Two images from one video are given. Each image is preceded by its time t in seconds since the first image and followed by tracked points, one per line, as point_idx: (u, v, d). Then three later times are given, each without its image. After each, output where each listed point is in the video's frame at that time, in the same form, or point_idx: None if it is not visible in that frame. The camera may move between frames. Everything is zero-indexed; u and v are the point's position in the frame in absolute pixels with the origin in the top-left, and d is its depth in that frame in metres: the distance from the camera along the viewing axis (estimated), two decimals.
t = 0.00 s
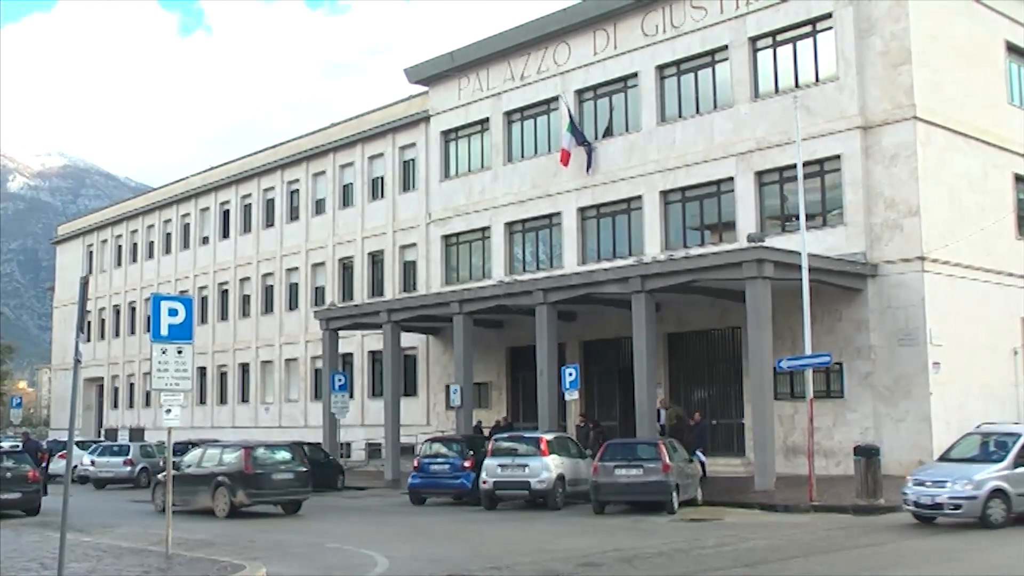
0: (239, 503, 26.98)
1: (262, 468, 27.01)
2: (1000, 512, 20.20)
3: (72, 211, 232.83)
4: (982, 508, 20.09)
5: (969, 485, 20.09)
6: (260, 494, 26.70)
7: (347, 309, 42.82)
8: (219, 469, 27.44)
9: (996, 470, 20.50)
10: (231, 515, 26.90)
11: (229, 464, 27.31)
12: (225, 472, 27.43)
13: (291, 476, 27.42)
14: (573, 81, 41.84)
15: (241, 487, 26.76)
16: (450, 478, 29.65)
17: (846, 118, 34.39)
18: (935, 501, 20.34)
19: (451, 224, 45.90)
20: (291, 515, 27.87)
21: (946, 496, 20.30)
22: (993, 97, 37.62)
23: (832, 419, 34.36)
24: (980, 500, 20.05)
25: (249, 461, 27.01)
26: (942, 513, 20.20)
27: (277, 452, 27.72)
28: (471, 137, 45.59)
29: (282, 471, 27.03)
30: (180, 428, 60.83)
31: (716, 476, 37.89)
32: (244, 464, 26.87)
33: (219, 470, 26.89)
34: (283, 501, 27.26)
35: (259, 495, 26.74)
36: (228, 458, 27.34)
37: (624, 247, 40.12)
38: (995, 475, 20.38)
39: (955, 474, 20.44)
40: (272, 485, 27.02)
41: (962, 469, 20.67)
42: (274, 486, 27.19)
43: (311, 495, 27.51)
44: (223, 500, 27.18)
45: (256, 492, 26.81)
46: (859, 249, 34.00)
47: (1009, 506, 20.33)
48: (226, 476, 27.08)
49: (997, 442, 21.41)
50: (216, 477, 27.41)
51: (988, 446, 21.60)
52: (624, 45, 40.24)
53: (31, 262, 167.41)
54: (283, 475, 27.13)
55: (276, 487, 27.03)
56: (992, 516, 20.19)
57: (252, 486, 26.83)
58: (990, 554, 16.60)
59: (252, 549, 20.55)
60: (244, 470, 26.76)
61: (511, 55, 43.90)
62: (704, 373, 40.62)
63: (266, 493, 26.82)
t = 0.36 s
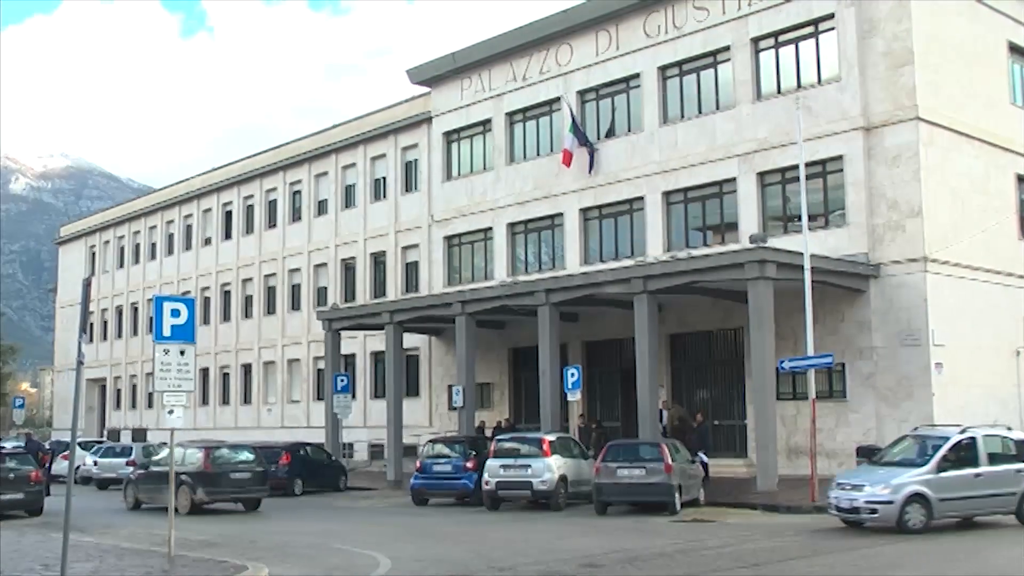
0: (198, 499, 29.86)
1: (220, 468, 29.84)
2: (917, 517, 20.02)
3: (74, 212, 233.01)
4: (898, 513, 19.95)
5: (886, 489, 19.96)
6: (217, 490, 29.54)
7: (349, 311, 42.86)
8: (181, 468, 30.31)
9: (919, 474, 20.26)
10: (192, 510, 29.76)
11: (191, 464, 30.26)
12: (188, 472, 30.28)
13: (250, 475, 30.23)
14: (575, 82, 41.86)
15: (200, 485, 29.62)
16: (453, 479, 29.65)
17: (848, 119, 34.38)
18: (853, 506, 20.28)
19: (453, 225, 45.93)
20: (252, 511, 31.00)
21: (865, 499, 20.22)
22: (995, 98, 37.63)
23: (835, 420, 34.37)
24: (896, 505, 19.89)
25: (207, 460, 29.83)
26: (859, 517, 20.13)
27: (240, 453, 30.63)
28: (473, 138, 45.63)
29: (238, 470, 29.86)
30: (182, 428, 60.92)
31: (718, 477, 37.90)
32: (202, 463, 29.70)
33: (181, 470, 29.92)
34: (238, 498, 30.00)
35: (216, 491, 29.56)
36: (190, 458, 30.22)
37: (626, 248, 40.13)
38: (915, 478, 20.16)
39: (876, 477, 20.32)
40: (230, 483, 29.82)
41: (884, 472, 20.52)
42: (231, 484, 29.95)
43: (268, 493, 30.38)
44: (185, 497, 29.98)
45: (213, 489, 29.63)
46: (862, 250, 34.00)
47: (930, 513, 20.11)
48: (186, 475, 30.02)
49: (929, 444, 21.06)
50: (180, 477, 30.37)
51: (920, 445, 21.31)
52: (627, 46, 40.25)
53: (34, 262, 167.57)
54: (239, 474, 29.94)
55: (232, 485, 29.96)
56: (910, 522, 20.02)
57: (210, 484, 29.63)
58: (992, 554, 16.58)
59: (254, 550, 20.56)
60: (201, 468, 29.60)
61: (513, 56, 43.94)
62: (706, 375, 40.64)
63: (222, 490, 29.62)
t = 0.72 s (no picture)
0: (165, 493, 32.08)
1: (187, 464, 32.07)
2: (821, 518, 19.60)
3: (75, 210, 233.02)
4: (802, 514, 19.60)
5: (789, 490, 19.69)
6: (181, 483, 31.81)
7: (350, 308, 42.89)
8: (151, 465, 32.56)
9: (825, 475, 19.84)
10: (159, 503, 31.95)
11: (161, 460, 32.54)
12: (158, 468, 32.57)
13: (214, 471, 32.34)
14: (575, 79, 41.84)
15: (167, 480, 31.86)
16: (453, 476, 29.64)
17: (849, 117, 34.36)
18: (760, 506, 20.16)
19: (453, 223, 45.96)
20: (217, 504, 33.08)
21: (771, 500, 20.00)
22: (996, 96, 37.58)
23: (835, 417, 34.35)
24: (797, 505, 19.62)
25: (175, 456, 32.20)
26: (763, 517, 19.99)
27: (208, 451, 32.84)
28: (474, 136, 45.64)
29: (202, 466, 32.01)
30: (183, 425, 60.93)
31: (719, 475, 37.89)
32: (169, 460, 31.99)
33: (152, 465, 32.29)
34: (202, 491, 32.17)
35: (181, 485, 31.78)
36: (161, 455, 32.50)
37: (626, 246, 40.12)
38: (818, 478, 19.77)
39: (782, 478, 20.07)
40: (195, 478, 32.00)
41: (795, 472, 20.24)
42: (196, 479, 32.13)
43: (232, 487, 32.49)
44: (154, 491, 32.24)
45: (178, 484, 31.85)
46: (863, 248, 33.97)
47: (833, 514, 19.69)
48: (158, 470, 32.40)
49: (845, 443, 20.51)
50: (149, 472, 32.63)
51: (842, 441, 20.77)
52: (627, 43, 40.22)
53: (34, 258, 167.53)
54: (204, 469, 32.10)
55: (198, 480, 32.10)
56: (815, 522, 19.65)
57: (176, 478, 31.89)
58: (992, 553, 16.56)
59: (255, 547, 20.52)
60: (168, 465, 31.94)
61: (513, 54, 43.95)
62: (706, 373, 40.63)
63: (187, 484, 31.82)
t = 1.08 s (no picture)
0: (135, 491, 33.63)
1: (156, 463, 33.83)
2: (717, 518, 19.53)
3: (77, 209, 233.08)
4: (697, 514, 19.57)
5: (684, 490, 19.71)
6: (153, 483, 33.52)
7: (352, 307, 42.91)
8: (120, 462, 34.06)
9: (725, 475, 19.81)
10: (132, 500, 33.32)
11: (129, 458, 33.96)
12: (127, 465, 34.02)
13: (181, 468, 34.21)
14: (576, 78, 41.83)
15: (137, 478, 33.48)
16: (454, 475, 29.66)
17: (850, 115, 34.35)
18: (663, 508, 20.18)
19: (455, 222, 45.97)
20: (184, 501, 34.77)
21: (670, 501, 20.01)
22: (997, 94, 37.55)
23: (837, 416, 34.33)
24: (693, 506, 19.59)
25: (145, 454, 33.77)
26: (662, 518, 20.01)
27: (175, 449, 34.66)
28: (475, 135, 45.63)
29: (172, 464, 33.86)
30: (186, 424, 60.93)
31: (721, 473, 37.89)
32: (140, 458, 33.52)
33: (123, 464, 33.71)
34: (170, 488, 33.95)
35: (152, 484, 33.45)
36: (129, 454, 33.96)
37: (627, 245, 40.11)
38: (715, 479, 19.75)
39: (682, 478, 20.09)
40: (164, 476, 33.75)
41: (698, 473, 20.23)
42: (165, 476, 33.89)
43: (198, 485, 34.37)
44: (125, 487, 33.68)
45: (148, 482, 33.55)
46: (864, 246, 33.94)
47: (729, 515, 19.60)
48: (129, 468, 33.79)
49: (753, 444, 20.42)
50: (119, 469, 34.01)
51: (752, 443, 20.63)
52: (629, 41, 40.20)
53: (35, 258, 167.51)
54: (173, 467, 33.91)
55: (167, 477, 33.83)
56: (711, 523, 19.57)
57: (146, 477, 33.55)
58: (993, 551, 16.50)
59: (256, 546, 20.50)
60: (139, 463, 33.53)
61: (513, 53, 43.97)
62: (707, 371, 40.63)
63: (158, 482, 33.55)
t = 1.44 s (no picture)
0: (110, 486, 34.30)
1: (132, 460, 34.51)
2: (609, 519, 19.65)
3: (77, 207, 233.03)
4: (591, 515, 19.73)
5: (580, 491, 19.89)
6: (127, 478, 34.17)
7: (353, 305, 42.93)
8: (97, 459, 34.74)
9: (619, 476, 19.96)
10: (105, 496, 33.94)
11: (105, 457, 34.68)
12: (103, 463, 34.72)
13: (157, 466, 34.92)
14: (577, 76, 41.83)
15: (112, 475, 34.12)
16: (454, 474, 29.65)
17: (851, 113, 34.34)
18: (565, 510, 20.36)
19: (456, 220, 45.98)
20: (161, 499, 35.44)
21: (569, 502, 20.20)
22: (998, 92, 37.52)
23: (838, 414, 34.32)
24: (585, 506, 19.76)
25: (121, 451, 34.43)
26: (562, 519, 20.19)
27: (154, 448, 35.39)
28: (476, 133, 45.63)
29: (147, 461, 34.56)
30: (187, 423, 60.92)
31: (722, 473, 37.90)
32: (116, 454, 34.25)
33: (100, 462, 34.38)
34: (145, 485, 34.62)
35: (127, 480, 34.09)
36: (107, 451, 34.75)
37: (628, 243, 40.10)
38: (608, 480, 19.89)
39: (581, 480, 20.27)
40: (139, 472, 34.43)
41: (597, 475, 20.40)
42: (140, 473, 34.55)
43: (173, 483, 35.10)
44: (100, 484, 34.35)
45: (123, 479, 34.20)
46: (866, 245, 33.91)
47: (622, 516, 19.70)
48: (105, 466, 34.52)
49: (653, 446, 20.56)
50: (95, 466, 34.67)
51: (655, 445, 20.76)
52: (630, 40, 40.18)
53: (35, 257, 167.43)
54: (148, 465, 34.60)
55: (143, 474, 34.47)
56: (604, 524, 19.70)
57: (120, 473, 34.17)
58: (994, 550, 16.48)
59: (256, 545, 20.48)
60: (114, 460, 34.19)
61: (514, 52, 43.99)
62: (708, 370, 40.63)
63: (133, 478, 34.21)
